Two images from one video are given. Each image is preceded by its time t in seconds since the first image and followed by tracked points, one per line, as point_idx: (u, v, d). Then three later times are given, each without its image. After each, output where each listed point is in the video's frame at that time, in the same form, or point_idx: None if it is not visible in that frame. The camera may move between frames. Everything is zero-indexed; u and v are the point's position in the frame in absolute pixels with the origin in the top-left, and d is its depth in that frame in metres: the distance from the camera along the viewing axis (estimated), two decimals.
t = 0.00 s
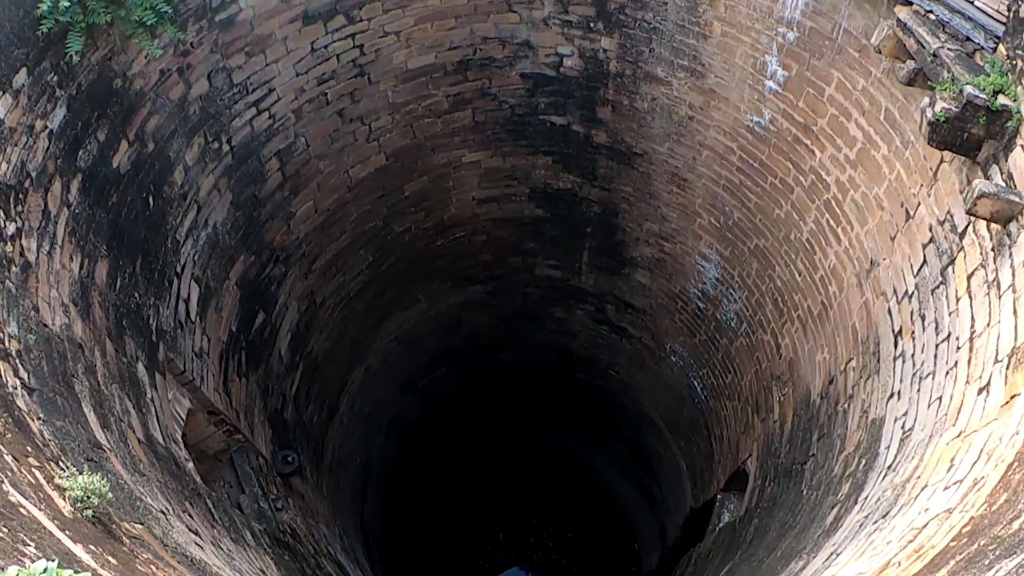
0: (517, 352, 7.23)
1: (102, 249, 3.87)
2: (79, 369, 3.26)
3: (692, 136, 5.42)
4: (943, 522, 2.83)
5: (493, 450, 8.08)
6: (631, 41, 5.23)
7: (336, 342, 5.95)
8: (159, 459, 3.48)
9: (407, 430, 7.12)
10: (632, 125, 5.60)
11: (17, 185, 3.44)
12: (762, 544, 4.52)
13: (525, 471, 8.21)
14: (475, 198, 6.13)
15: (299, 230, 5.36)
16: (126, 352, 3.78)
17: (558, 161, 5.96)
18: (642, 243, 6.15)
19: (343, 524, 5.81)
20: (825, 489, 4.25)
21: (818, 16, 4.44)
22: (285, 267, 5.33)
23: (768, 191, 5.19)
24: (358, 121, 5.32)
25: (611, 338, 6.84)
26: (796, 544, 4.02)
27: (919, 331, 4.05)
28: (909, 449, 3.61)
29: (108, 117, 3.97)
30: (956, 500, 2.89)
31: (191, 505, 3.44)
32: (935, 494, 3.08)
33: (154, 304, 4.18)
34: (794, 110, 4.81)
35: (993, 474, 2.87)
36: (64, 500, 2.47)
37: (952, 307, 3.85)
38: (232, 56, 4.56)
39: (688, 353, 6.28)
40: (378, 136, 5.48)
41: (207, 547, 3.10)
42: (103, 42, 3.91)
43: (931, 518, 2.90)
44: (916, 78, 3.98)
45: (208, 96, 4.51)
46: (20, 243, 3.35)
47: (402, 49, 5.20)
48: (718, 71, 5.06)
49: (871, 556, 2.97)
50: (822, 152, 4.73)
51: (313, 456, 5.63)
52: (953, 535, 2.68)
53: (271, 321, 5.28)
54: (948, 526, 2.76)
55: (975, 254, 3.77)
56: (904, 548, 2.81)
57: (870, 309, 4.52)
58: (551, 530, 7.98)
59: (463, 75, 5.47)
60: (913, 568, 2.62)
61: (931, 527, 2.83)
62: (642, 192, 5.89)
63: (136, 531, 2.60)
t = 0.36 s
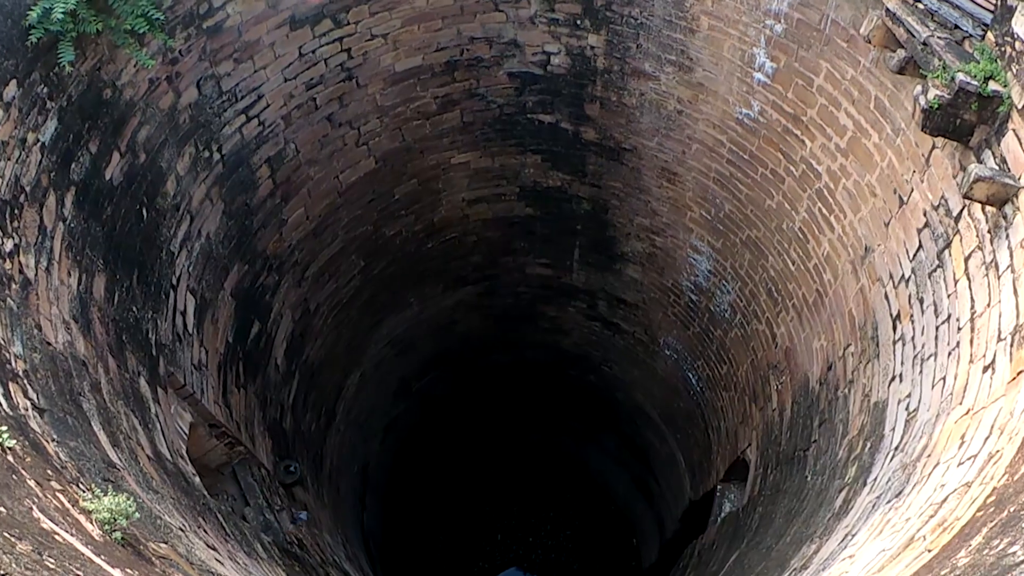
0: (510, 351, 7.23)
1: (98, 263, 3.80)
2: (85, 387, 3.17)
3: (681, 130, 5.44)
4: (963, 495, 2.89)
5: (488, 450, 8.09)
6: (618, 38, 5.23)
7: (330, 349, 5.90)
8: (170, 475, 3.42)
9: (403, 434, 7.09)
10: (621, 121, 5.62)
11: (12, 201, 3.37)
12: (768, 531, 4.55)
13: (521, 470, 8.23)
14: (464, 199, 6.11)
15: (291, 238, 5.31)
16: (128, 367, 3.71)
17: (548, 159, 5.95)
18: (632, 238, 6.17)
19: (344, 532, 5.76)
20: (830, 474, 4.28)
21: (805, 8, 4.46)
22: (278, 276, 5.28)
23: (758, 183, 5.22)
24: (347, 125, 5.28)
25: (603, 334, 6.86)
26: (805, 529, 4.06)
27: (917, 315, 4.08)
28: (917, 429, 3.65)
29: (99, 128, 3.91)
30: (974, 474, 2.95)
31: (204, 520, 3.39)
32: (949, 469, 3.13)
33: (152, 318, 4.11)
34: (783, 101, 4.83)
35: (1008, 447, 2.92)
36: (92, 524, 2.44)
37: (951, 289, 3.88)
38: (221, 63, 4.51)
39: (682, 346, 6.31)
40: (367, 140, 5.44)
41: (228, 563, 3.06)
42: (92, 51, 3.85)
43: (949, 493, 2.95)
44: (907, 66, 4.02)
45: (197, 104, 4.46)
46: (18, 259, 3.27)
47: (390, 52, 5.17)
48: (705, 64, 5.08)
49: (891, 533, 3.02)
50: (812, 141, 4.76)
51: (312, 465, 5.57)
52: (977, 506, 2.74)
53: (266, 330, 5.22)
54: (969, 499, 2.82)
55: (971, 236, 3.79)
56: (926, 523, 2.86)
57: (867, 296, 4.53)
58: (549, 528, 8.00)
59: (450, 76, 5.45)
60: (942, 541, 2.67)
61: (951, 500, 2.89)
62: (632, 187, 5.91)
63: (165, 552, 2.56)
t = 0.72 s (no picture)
0: (503, 351, 7.23)
1: (96, 280, 3.74)
2: (92, 409, 3.10)
3: (670, 125, 5.46)
4: (983, 470, 2.98)
5: (482, 450, 8.10)
6: (604, 34, 5.24)
7: (325, 356, 5.86)
8: (182, 493, 3.37)
9: (400, 438, 7.07)
10: (609, 117, 5.62)
11: (8, 220, 3.30)
12: (776, 517, 4.62)
13: (516, 469, 8.26)
14: (454, 201, 6.08)
15: (283, 246, 5.26)
16: (131, 384, 3.65)
17: (537, 158, 5.95)
18: (623, 234, 6.19)
19: (347, 539, 5.73)
20: (836, 458, 4.37)
21: None
22: (271, 285, 5.23)
23: (748, 174, 5.26)
24: (336, 130, 5.24)
25: (596, 330, 6.87)
26: (815, 512, 4.14)
27: (915, 298, 4.17)
28: (923, 410, 3.74)
29: (90, 142, 3.85)
30: (991, 449, 3.03)
31: (219, 538, 3.35)
32: (964, 445, 3.22)
33: (150, 333, 4.06)
34: (771, 93, 4.87)
35: None
36: (124, 553, 2.42)
37: (950, 272, 3.96)
38: (208, 72, 4.45)
39: (675, 339, 6.35)
40: (356, 145, 5.40)
41: None
42: (80, 63, 3.79)
43: (968, 469, 3.04)
44: (897, 56, 4.05)
45: (186, 114, 4.41)
46: (17, 279, 3.20)
47: (376, 55, 5.13)
48: (692, 59, 5.10)
49: (912, 512, 3.11)
50: (802, 132, 4.80)
51: (313, 473, 5.53)
52: (1001, 479, 2.83)
53: (262, 341, 5.16)
54: (992, 474, 2.90)
55: (966, 220, 3.87)
56: (949, 499, 2.95)
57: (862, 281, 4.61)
58: (547, 525, 8.04)
59: (437, 78, 5.42)
60: (971, 515, 2.76)
61: (972, 476, 2.97)
62: (621, 183, 5.92)
63: None
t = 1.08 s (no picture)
0: (497, 350, 7.23)
1: (96, 297, 3.68)
2: (105, 431, 3.03)
3: (659, 120, 5.48)
4: (1001, 446, 3.10)
5: (478, 451, 8.11)
6: (591, 32, 5.25)
7: (322, 363, 5.81)
8: (197, 512, 3.32)
9: (397, 442, 7.05)
10: (598, 114, 5.63)
11: (6, 239, 3.23)
12: (784, 503, 4.69)
13: (511, 468, 8.28)
14: (445, 203, 6.06)
15: (277, 255, 5.22)
16: (138, 403, 3.58)
17: (527, 157, 5.94)
18: (615, 229, 6.21)
19: (352, 547, 5.69)
20: (843, 441, 4.44)
21: None
22: (266, 294, 5.18)
23: (739, 166, 5.30)
24: (326, 136, 5.20)
25: (589, 326, 6.90)
26: (825, 496, 4.21)
27: (915, 281, 4.24)
28: (931, 390, 3.84)
29: (83, 156, 3.79)
30: (1009, 424, 3.16)
31: (238, 557, 3.31)
32: (979, 422, 3.34)
33: (151, 349, 4.00)
34: (760, 85, 4.91)
35: None
36: None
37: (949, 254, 4.03)
38: (198, 82, 4.40)
39: (670, 332, 6.39)
40: (346, 151, 5.36)
41: None
42: (70, 77, 3.72)
43: (987, 445, 3.15)
44: (889, 44, 4.11)
45: (177, 125, 4.35)
46: (20, 300, 3.13)
47: (365, 59, 5.09)
48: (681, 54, 5.12)
49: (933, 489, 3.20)
50: (793, 122, 4.85)
51: (317, 481, 5.50)
52: (1020, 452, 2.96)
53: (260, 352, 5.11)
54: (1012, 447, 3.02)
55: (963, 202, 3.95)
56: (972, 474, 3.05)
57: (858, 267, 4.67)
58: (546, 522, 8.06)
59: (426, 81, 5.39)
60: (998, 488, 2.86)
61: (992, 451, 3.09)
62: (612, 179, 5.94)
63: None
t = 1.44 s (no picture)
0: (492, 353, 7.21)
1: (99, 316, 3.60)
2: (122, 452, 2.97)
3: (649, 115, 5.50)
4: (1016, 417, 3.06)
5: (476, 455, 8.10)
6: (579, 30, 5.25)
7: (319, 374, 5.74)
8: (216, 529, 3.26)
9: (396, 449, 7.01)
10: (588, 112, 5.63)
11: (8, 258, 3.15)
12: (792, 490, 4.70)
13: (510, 471, 8.27)
14: (436, 207, 6.02)
15: (270, 266, 5.15)
16: (147, 421, 3.51)
17: (517, 157, 5.93)
18: (607, 226, 6.22)
19: (358, 558, 5.62)
20: (848, 425, 4.46)
21: None
22: (261, 306, 5.10)
23: (730, 158, 5.33)
24: (317, 144, 5.14)
25: (584, 325, 6.90)
26: (835, 479, 4.22)
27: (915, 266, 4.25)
28: (936, 369, 3.85)
29: (78, 172, 3.71)
30: (1021, 395, 3.12)
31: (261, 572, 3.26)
32: (990, 396, 3.33)
33: (155, 366, 3.92)
34: (750, 77, 4.94)
35: None
36: None
37: (947, 235, 4.04)
38: (189, 93, 4.33)
39: (665, 326, 6.41)
40: (337, 158, 5.30)
41: None
42: (62, 90, 3.64)
43: (1002, 416, 3.13)
44: (880, 32, 4.15)
45: (169, 137, 4.28)
46: (26, 320, 3.05)
47: (354, 65, 5.05)
48: (670, 48, 5.14)
49: (949, 464, 3.20)
50: (783, 112, 4.88)
51: (320, 494, 5.42)
52: None
53: (258, 366, 5.04)
54: None
55: (959, 184, 3.94)
56: (989, 445, 3.05)
57: (854, 253, 4.70)
58: (547, 523, 8.04)
59: (415, 85, 5.35)
60: (1021, 454, 2.86)
61: (1007, 422, 3.07)
62: (603, 176, 5.94)
63: None
